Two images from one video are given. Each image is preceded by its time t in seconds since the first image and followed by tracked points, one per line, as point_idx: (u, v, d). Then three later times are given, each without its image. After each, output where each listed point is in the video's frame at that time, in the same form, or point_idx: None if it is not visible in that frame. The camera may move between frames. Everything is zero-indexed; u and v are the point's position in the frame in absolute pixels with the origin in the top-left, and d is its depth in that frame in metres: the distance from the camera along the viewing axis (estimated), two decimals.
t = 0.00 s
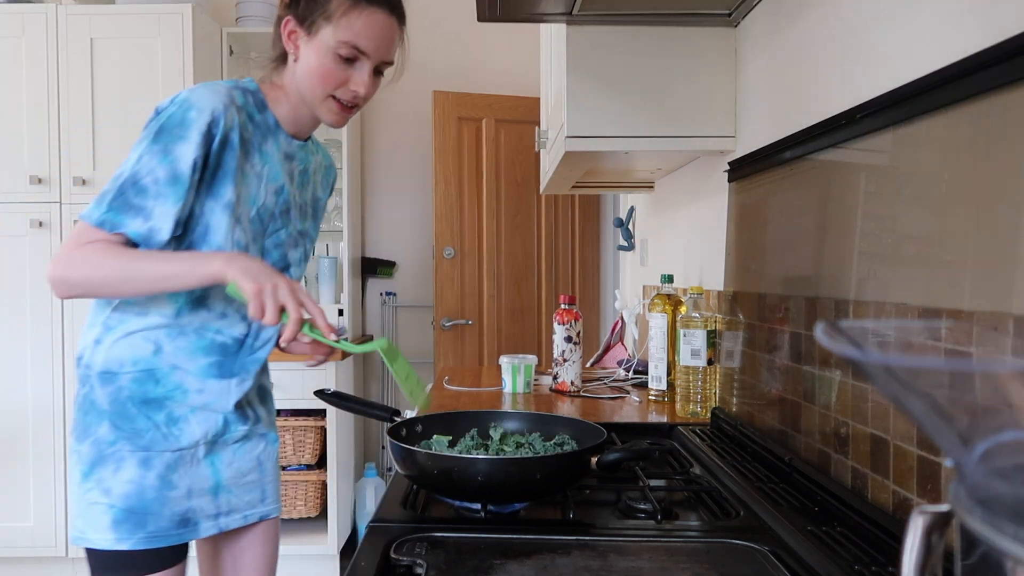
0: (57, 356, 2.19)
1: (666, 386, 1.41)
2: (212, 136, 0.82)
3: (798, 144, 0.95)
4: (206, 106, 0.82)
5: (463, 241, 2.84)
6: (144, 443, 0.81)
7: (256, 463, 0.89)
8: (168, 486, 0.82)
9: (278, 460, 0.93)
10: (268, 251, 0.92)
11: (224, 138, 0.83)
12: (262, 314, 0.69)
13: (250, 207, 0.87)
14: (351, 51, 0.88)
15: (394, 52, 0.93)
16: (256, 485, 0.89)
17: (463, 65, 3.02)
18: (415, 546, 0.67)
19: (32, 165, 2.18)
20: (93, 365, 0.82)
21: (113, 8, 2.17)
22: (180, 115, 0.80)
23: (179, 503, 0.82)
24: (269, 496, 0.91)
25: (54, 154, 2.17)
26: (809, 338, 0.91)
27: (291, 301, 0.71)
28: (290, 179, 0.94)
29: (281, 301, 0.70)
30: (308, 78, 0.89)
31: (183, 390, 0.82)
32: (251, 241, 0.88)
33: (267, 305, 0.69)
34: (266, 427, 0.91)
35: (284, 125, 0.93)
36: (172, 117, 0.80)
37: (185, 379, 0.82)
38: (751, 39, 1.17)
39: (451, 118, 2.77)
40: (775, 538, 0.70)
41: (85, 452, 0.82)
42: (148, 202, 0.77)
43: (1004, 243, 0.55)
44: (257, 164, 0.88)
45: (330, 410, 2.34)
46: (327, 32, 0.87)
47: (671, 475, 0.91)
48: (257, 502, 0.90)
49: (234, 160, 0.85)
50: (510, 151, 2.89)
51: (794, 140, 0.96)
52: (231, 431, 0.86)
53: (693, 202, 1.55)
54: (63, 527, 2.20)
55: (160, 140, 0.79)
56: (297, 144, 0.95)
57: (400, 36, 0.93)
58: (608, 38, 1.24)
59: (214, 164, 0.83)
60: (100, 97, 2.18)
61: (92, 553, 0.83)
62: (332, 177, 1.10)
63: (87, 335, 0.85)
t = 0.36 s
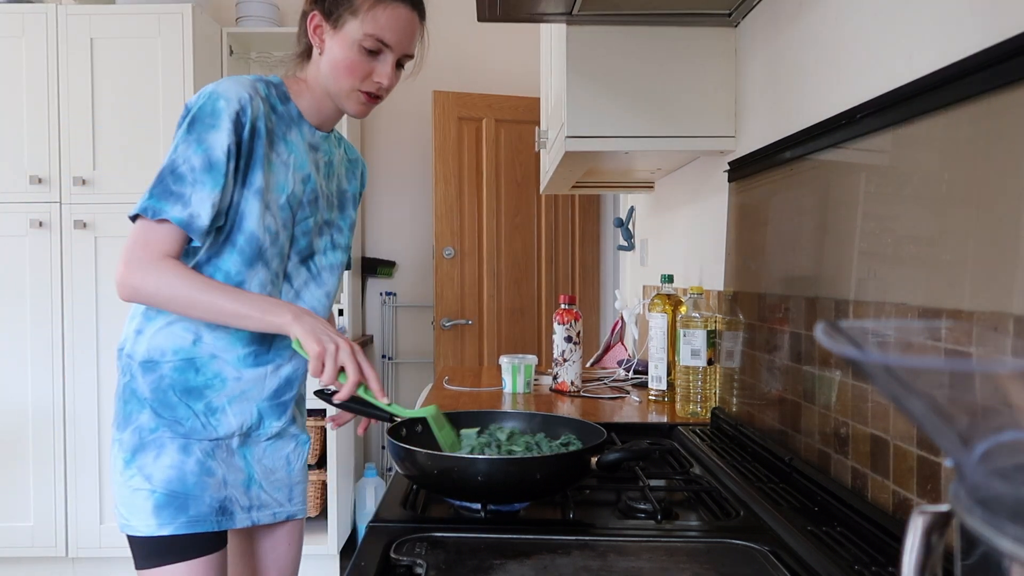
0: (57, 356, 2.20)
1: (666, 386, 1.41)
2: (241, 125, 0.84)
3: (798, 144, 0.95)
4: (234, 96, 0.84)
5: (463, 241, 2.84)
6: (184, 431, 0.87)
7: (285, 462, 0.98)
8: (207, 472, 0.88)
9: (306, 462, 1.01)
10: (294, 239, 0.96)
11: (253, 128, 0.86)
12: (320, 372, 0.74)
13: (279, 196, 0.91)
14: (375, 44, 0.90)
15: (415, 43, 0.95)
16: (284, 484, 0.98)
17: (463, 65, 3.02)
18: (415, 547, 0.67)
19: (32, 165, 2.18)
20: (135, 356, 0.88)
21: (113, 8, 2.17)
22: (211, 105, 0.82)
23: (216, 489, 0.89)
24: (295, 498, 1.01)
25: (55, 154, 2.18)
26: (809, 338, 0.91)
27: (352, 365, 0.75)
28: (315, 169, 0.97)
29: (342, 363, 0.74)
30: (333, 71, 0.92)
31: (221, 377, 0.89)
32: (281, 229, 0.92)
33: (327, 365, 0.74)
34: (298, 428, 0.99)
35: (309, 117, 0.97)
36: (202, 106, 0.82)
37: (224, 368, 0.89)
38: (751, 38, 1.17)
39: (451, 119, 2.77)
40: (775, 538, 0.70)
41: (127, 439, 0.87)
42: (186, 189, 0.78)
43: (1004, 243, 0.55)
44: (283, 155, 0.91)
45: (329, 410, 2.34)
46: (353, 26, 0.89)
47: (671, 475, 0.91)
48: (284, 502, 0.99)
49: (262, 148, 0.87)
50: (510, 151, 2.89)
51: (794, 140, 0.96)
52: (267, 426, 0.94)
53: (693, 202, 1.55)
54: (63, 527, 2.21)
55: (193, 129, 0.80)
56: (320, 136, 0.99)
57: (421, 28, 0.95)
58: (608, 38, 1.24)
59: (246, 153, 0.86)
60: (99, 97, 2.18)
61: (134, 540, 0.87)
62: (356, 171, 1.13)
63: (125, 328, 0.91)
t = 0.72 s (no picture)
0: (57, 356, 2.20)
1: (666, 386, 1.41)
2: (248, 120, 0.84)
3: (798, 144, 0.95)
4: (239, 91, 0.84)
5: (463, 241, 2.84)
6: (197, 435, 0.87)
7: (298, 465, 0.98)
8: (220, 477, 0.88)
9: (317, 463, 1.02)
10: (300, 235, 0.96)
11: (259, 123, 0.86)
12: (377, 377, 0.73)
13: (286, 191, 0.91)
14: (378, 40, 0.90)
15: (418, 38, 0.95)
16: (297, 486, 0.99)
17: (463, 65, 3.02)
18: (415, 546, 0.67)
19: (31, 164, 2.18)
20: (148, 358, 0.87)
21: (113, 7, 2.17)
22: (220, 101, 0.82)
23: (229, 494, 0.89)
24: (306, 501, 1.01)
25: (54, 153, 2.18)
26: (809, 338, 0.91)
27: (408, 367, 0.74)
28: (317, 164, 0.98)
29: (399, 366, 0.74)
30: (336, 67, 0.92)
31: (234, 379, 0.88)
32: (288, 224, 0.92)
33: (384, 369, 0.73)
34: (309, 431, 1.00)
35: (310, 114, 0.97)
36: (212, 102, 0.81)
37: (237, 369, 0.89)
38: (751, 38, 1.17)
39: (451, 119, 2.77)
40: (775, 538, 0.70)
41: (141, 444, 0.87)
42: (208, 186, 0.78)
43: (1004, 244, 0.55)
44: (287, 150, 0.91)
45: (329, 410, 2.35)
46: (357, 21, 0.89)
47: (671, 475, 0.91)
48: (296, 505, 0.99)
49: (269, 143, 0.88)
50: (510, 151, 2.89)
51: (794, 140, 0.96)
52: (280, 429, 0.94)
53: (692, 202, 1.55)
54: (63, 527, 2.21)
55: (206, 125, 0.80)
56: (321, 131, 0.99)
57: (423, 23, 0.95)
58: (608, 38, 1.24)
59: (255, 148, 0.86)
60: (99, 96, 2.17)
61: (147, 545, 0.88)
62: (355, 167, 1.13)
63: (138, 329, 0.91)
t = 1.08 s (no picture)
0: (57, 356, 2.19)
1: (666, 386, 1.41)
2: (238, 113, 0.84)
3: (798, 144, 0.95)
4: (231, 84, 0.84)
5: (463, 241, 2.83)
6: (196, 438, 0.87)
7: (295, 467, 0.98)
8: (218, 481, 0.88)
9: (313, 465, 1.02)
10: (294, 233, 0.96)
11: (249, 117, 0.86)
12: (326, 334, 0.72)
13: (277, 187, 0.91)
14: (376, 41, 0.90)
15: (415, 41, 0.96)
16: (293, 488, 0.99)
17: (463, 65, 3.02)
18: (415, 546, 0.67)
19: (32, 165, 2.18)
20: (145, 361, 0.87)
21: (113, 8, 2.17)
22: (207, 92, 0.82)
23: (227, 497, 0.89)
24: (302, 503, 1.01)
25: (54, 153, 2.18)
26: (809, 338, 0.91)
27: (359, 328, 0.74)
28: (311, 161, 0.98)
29: (349, 325, 0.74)
30: (332, 66, 0.92)
31: (233, 381, 0.88)
32: (280, 221, 0.92)
33: (333, 327, 0.73)
34: (306, 432, 1.00)
35: (304, 111, 0.97)
36: (199, 92, 0.81)
37: (235, 370, 0.89)
38: (752, 38, 1.17)
39: (451, 119, 2.77)
40: (774, 538, 0.70)
41: (138, 447, 0.87)
42: (179, 172, 0.78)
43: (1005, 243, 0.55)
44: (280, 146, 0.91)
45: (329, 410, 2.35)
46: (355, 22, 0.89)
47: (671, 475, 0.91)
48: (292, 507, 0.99)
49: (260, 138, 0.88)
50: (511, 151, 2.89)
51: (794, 140, 0.96)
52: (278, 431, 0.94)
53: (693, 202, 1.55)
54: (63, 527, 2.21)
55: (189, 114, 0.80)
56: (316, 129, 0.99)
57: (422, 26, 0.95)
58: (608, 38, 1.24)
59: (243, 142, 0.86)
60: (100, 97, 2.17)
61: (145, 550, 0.88)
62: (350, 167, 1.13)
63: (134, 331, 0.90)
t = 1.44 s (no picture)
0: (57, 356, 2.20)
1: (667, 386, 1.41)
2: (237, 114, 0.84)
3: (798, 144, 0.95)
4: (226, 84, 0.84)
5: (463, 241, 2.83)
6: (191, 440, 0.87)
7: (290, 467, 0.98)
8: (213, 482, 0.88)
9: (308, 466, 1.02)
10: (288, 231, 0.96)
11: (246, 117, 0.86)
12: (372, 377, 0.73)
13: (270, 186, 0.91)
14: (365, 37, 0.90)
15: (405, 36, 0.95)
16: (288, 489, 0.99)
17: (463, 65, 3.02)
18: (415, 546, 0.67)
19: (32, 164, 2.18)
20: (141, 362, 0.87)
21: (113, 8, 2.17)
22: (207, 93, 0.82)
23: (223, 499, 0.89)
24: (297, 503, 1.01)
25: (54, 153, 2.18)
26: (809, 338, 0.91)
27: (404, 369, 0.74)
28: (302, 159, 0.98)
29: (394, 367, 0.74)
30: (321, 62, 0.92)
31: (229, 382, 0.89)
32: (274, 220, 0.92)
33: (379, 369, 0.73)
34: (301, 433, 1.00)
35: (294, 106, 0.97)
36: (197, 95, 0.81)
37: (231, 372, 0.89)
38: (752, 38, 1.17)
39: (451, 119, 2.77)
40: (774, 538, 0.70)
41: (133, 449, 0.87)
42: (191, 177, 0.78)
43: (1005, 243, 0.55)
44: (272, 145, 0.92)
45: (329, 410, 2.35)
46: (343, 17, 0.89)
47: (671, 475, 0.91)
48: (288, 508, 0.99)
49: (257, 137, 0.88)
50: (510, 151, 2.89)
51: (794, 140, 0.96)
52: (274, 432, 0.94)
53: (693, 202, 1.55)
54: (63, 527, 2.21)
55: (191, 117, 0.80)
56: (306, 126, 0.99)
57: (411, 21, 0.95)
58: (608, 38, 1.24)
59: (243, 144, 0.86)
60: (100, 96, 2.17)
61: (140, 553, 0.88)
62: (340, 163, 1.13)
63: (129, 332, 0.90)
